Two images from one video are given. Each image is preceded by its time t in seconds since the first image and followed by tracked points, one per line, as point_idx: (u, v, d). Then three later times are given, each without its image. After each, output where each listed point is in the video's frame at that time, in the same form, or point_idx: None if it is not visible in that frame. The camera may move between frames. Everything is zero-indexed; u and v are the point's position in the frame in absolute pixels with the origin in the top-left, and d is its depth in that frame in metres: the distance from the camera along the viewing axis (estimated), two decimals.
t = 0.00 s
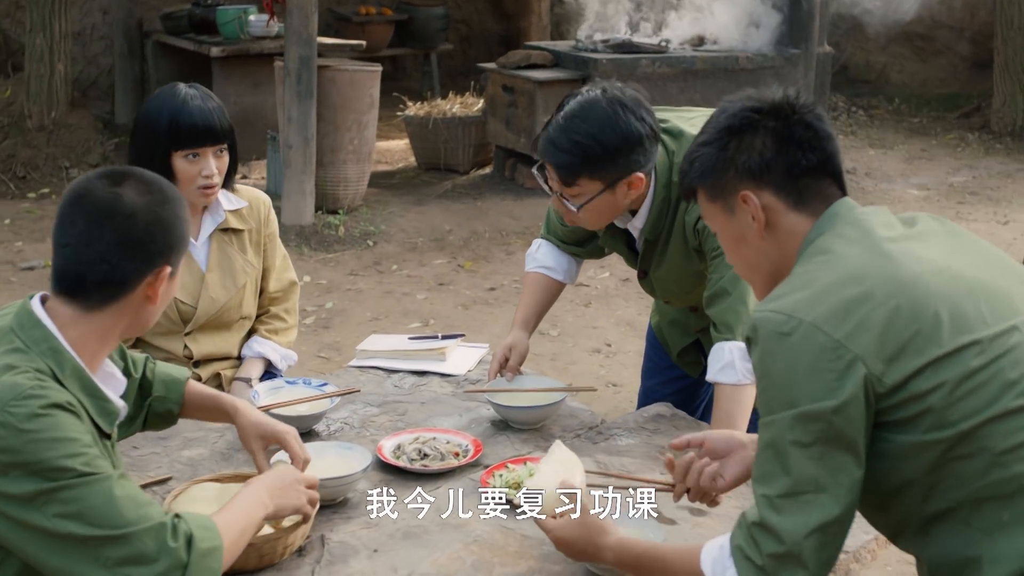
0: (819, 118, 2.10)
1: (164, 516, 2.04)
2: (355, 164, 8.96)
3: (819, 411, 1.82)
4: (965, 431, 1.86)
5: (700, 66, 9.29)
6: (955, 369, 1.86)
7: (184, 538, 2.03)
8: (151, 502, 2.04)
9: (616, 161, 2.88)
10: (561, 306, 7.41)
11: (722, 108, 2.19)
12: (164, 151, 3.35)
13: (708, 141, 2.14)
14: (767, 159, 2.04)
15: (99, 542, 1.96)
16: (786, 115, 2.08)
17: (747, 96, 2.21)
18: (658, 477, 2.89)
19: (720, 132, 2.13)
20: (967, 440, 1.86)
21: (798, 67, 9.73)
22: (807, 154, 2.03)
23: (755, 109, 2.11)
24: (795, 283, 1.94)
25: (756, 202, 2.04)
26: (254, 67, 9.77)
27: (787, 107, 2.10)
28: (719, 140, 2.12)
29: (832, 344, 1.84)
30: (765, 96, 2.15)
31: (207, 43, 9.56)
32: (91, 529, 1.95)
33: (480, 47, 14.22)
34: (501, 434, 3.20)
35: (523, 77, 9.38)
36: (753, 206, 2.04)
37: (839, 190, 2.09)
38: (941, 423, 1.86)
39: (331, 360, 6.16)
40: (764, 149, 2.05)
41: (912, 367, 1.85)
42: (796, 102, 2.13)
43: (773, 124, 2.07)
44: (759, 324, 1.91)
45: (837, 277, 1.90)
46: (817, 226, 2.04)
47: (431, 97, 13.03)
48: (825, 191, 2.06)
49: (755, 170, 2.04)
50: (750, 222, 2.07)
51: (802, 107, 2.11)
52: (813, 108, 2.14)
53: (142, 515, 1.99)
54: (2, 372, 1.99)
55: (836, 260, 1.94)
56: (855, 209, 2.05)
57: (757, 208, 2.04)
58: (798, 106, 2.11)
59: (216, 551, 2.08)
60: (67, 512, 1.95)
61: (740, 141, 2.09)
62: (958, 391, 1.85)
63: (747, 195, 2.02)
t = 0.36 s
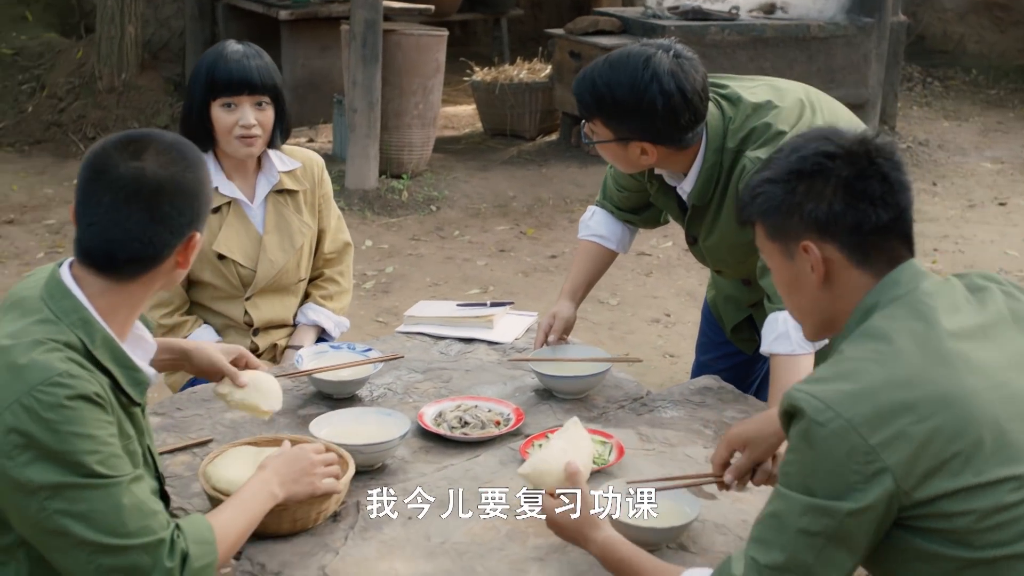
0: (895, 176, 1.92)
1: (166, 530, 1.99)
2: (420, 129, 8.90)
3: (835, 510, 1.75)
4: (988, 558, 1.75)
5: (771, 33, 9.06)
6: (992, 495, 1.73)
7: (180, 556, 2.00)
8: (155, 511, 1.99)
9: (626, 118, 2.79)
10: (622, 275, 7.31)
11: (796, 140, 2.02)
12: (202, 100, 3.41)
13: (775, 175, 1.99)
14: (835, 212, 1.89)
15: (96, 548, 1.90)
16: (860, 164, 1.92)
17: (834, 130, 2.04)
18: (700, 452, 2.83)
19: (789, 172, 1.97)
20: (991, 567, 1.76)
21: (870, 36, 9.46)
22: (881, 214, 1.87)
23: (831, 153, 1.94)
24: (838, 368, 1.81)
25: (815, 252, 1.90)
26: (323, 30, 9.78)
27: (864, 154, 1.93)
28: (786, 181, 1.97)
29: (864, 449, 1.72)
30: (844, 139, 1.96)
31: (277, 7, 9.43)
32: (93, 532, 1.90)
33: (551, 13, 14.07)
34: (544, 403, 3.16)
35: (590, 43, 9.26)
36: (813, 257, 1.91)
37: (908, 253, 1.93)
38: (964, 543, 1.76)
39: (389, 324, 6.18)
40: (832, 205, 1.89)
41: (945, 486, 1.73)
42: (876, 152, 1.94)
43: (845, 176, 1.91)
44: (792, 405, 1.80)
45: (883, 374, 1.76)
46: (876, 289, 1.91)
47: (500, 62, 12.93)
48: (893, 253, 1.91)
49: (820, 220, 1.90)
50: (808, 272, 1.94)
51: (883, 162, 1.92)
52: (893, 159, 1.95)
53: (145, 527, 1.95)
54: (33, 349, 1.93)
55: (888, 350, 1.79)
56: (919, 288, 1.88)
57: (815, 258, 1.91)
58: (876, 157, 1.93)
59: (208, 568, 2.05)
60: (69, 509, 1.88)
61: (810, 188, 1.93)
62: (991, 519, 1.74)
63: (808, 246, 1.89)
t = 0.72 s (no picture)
0: (988, 246, 1.78)
1: (193, 499, 2.03)
2: (485, 107, 8.85)
3: None
4: None
5: (843, 11, 8.85)
6: None
7: (207, 526, 2.04)
8: (182, 481, 2.02)
9: (687, 100, 2.71)
10: (685, 257, 7.21)
11: (892, 182, 1.88)
12: (266, 84, 3.36)
13: (862, 216, 1.86)
14: (922, 273, 1.75)
15: (124, 517, 1.95)
16: (952, 214, 1.78)
17: (936, 175, 1.89)
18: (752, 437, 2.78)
19: (880, 217, 1.84)
20: None
21: (943, 16, 9.16)
22: (969, 283, 1.74)
23: (926, 209, 1.79)
24: (895, 436, 1.68)
25: (889, 305, 1.80)
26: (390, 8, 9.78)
27: (963, 218, 1.78)
28: (874, 228, 1.83)
29: (913, 526, 1.60)
30: (943, 193, 1.81)
31: None
32: (120, 502, 1.94)
33: None
34: (596, 384, 3.12)
35: (657, 21, 9.12)
36: (887, 309, 1.81)
37: (984, 322, 1.80)
38: None
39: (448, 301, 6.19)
40: (917, 266, 1.76)
41: None
42: (976, 217, 1.79)
43: (937, 237, 1.77)
44: (844, 467, 1.68)
45: (944, 451, 1.63)
46: (946, 353, 1.78)
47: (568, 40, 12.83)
48: (970, 323, 1.79)
49: (903, 277, 1.77)
50: (879, 321, 1.84)
51: (980, 230, 1.78)
52: (992, 226, 1.81)
53: (171, 496, 1.99)
54: (58, 320, 1.96)
55: (952, 425, 1.66)
56: (991, 364, 1.74)
57: (887, 311, 1.81)
58: (974, 221, 1.78)
59: (236, 538, 2.09)
60: (93, 480, 1.92)
61: (898, 243, 1.79)
62: None
63: (883, 299, 1.79)
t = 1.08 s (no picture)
0: (1015, 253, 1.72)
1: (168, 478, 2.03)
2: (486, 101, 8.81)
3: None
4: None
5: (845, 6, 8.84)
6: None
7: (182, 505, 2.03)
8: (159, 460, 2.02)
9: (709, 78, 2.66)
10: (685, 251, 7.19)
11: (926, 171, 1.82)
12: (257, 85, 3.35)
13: (890, 203, 1.81)
14: (942, 274, 1.71)
15: (98, 493, 1.95)
16: (976, 209, 1.73)
17: (970, 171, 1.83)
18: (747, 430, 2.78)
19: (907, 207, 1.79)
20: None
21: (946, 11, 9.07)
22: (988, 290, 1.70)
23: (956, 207, 1.73)
24: (884, 448, 1.66)
25: (902, 300, 1.77)
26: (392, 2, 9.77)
27: (994, 221, 1.72)
28: (901, 219, 1.78)
29: (892, 544, 1.58)
30: (975, 186, 1.76)
31: None
32: (94, 477, 1.94)
33: None
34: (591, 376, 3.11)
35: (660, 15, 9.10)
36: (899, 304, 1.78)
37: (996, 330, 1.76)
38: None
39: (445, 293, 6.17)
40: (938, 264, 1.72)
41: None
42: (1008, 221, 1.73)
43: (963, 237, 1.72)
44: (829, 477, 1.67)
45: (931, 468, 1.60)
46: (951, 361, 1.75)
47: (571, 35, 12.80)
48: (986, 328, 1.75)
49: (921, 274, 1.73)
50: (889, 315, 1.81)
51: (1010, 236, 1.72)
52: None
53: (146, 473, 1.99)
54: (38, 294, 2.00)
55: (942, 443, 1.63)
56: (993, 377, 1.70)
57: (900, 305, 1.78)
58: (1005, 225, 1.72)
59: (211, 520, 2.09)
60: (68, 454, 1.93)
61: (922, 237, 1.74)
62: None
63: (897, 293, 1.76)
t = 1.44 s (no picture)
0: None
1: (174, 482, 2.03)
2: (499, 101, 8.79)
3: None
4: None
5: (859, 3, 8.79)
6: None
7: (188, 509, 2.03)
8: (167, 463, 2.03)
9: (698, 73, 2.58)
10: (699, 250, 7.16)
11: (949, 167, 1.77)
12: (268, 87, 3.35)
13: (912, 201, 1.77)
14: (965, 274, 1.67)
15: (105, 496, 1.95)
16: (1001, 207, 1.68)
17: (995, 165, 1.78)
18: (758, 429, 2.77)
19: (927, 207, 1.74)
20: None
21: (960, 7, 8.95)
22: (1013, 290, 1.65)
23: (980, 205, 1.68)
24: (897, 452, 1.63)
25: (925, 301, 1.74)
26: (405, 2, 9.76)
27: (1020, 219, 1.67)
28: (923, 219, 1.74)
29: (899, 552, 1.57)
30: (996, 181, 1.72)
31: None
32: (100, 480, 1.94)
33: None
34: (601, 374, 3.10)
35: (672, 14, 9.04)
36: (922, 305, 1.75)
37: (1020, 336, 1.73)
38: None
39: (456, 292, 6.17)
40: (961, 265, 1.68)
41: None
42: None
43: (987, 236, 1.67)
44: (840, 480, 1.64)
45: (944, 478, 1.58)
46: (972, 365, 1.72)
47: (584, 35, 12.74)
48: (1010, 334, 1.71)
49: (944, 274, 1.69)
50: (912, 316, 1.78)
51: None
52: None
53: (153, 476, 1.99)
54: (46, 296, 2.00)
55: (957, 451, 1.61)
56: (1013, 385, 1.67)
57: (922, 306, 1.74)
58: None
59: (218, 523, 2.09)
60: (74, 457, 1.93)
61: (945, 237, 1.70)
62: None
63: (919, 294, 1.72)
